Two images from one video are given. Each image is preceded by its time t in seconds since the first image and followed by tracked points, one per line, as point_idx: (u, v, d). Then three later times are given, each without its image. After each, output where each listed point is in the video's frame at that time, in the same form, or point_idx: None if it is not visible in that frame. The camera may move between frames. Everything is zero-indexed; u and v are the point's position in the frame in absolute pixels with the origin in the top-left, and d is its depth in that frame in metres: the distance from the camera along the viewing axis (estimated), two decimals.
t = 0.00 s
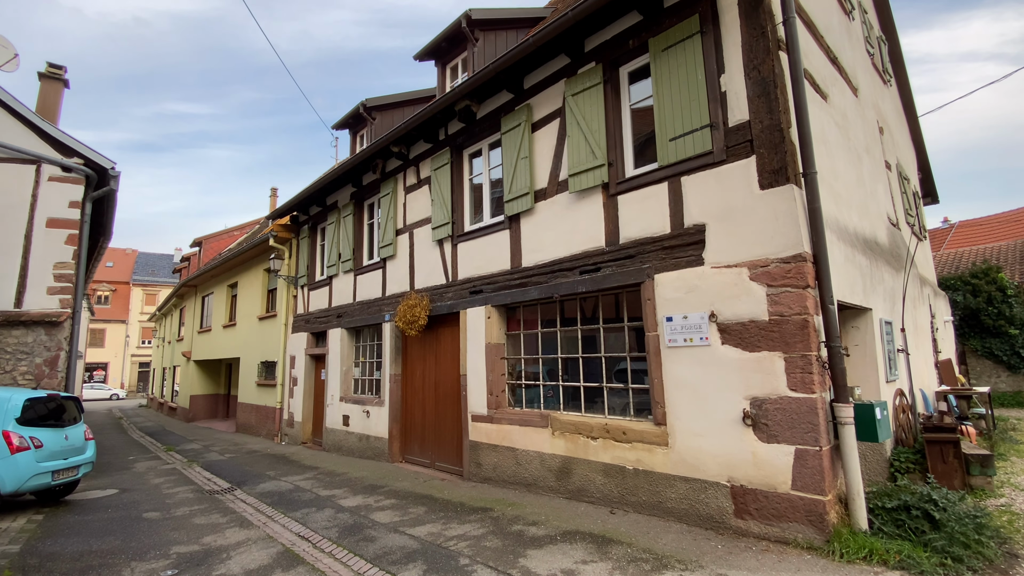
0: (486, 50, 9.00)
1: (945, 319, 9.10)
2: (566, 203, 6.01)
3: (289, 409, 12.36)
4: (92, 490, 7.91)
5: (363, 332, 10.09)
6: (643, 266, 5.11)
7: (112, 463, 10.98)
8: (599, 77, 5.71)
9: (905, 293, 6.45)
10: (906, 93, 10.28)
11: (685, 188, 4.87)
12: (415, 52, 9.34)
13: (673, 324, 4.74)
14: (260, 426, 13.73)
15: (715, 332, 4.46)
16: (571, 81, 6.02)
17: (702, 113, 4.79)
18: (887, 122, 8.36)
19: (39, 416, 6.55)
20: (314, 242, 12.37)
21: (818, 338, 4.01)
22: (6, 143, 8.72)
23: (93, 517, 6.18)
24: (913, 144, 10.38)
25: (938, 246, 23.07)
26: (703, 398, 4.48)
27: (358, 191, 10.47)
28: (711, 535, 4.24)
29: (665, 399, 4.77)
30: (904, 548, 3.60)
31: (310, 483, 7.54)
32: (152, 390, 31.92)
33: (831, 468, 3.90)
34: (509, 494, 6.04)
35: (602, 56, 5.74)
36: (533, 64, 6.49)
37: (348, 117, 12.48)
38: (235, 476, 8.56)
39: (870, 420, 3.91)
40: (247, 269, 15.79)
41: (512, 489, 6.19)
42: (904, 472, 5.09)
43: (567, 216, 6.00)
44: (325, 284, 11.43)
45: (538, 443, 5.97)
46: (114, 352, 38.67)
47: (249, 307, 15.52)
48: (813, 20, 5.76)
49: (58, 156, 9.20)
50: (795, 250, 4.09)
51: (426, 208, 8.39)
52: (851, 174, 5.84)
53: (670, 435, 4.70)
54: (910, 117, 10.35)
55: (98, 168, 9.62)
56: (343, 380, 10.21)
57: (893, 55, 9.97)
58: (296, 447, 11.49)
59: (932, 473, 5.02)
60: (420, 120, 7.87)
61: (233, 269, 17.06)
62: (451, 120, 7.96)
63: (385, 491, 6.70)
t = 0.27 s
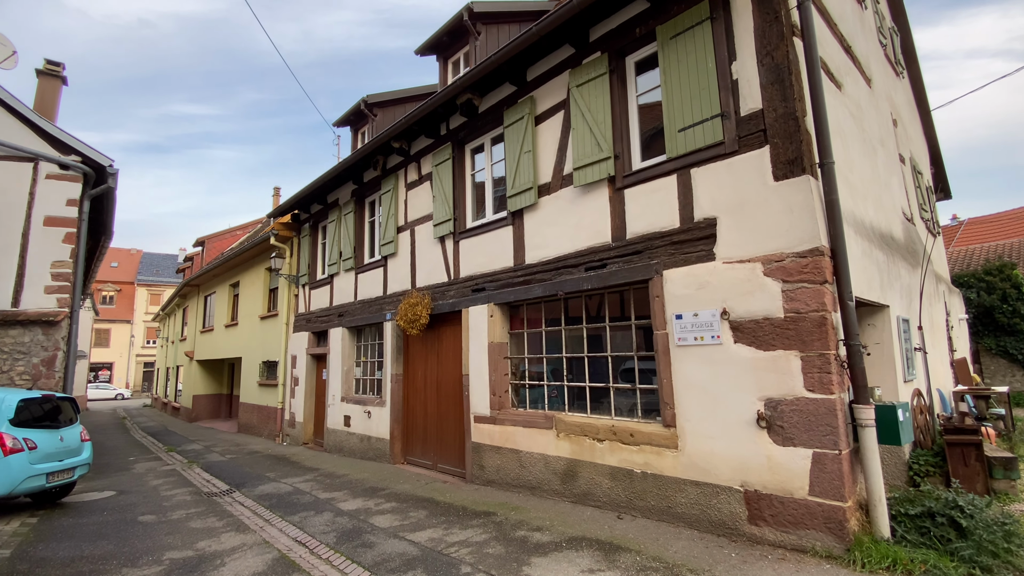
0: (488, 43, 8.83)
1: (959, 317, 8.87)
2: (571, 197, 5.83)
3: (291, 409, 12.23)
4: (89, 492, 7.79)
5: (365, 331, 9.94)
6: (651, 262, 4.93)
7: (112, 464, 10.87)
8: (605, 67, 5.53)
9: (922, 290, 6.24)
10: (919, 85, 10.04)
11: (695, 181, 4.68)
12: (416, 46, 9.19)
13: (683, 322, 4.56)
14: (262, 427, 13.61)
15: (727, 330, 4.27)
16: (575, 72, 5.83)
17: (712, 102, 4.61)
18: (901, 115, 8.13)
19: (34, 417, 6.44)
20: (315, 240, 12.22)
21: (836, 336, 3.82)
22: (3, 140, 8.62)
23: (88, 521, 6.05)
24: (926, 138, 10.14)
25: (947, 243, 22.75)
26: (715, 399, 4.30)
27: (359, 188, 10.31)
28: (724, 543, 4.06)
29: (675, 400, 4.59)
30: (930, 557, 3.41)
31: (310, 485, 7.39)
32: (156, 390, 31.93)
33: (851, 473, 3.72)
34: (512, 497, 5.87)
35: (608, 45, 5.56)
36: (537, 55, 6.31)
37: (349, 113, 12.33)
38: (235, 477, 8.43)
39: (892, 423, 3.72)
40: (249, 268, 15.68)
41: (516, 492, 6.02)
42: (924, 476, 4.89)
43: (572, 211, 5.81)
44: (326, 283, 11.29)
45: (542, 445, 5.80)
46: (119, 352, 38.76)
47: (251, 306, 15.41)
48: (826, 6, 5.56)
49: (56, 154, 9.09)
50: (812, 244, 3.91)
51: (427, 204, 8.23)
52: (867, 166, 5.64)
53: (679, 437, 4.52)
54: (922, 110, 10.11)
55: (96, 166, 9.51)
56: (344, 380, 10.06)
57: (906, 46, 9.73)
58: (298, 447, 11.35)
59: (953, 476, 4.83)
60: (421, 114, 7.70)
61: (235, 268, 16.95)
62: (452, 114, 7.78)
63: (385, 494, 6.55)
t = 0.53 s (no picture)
0: (487, 36, 8.66)
1: (971, 314, 8.65)
2: (571, 191, 5.65)
3: (289, 409, 12.09)
4: (81, 494, 7.66)
5: (363, 330, 9.78)
6: (654, 256, 4.75)
7: (108, 465, 10.75)
8: (605, 56, 5.35)
9: (934, 286, 6.04)
10: (928, 78, 9.82)
11: (699, 171, 4.50)
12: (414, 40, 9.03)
13: (687, 318, 4.38)
14: (261, 427, 13.48)
15: (734, 327, 4.09)
16: (575, 61, 5.65)
17: (717, 89, 4.42)
18: (910, 107, 7.92)
19: (24, 418, 6.33)
20: (314, 238, 12.07)
21: (848, 333, 3.64)
22: None
23: (77, 524, 5.92)
24: (936, 131, 9.91)
25: (955, 240, 22.44)
26: (720, 399, 4.11)
27: (357, 185, 10.15)
28: (731, 550, 3.88)
29: (679, 400, 4.40)
30: (950, 566, 3.21)
31: (306, 487, 7.25)
32: (159, 390, 31.92)
33: (865, 476, 3.53)
34: (511, 500, 5.70)
35: (608, 33, 5.38)
36: (535, 45, 6.13)
37: (348, 110, 12.18)
38: (230, 479, 8.29)
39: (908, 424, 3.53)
40: (248, 267, 15.56)
41: (515, 495, 5.85)
42: (939, 479, 4.69)
43: (572, 205, 5.63)
44: (324, 281, 11.14)
45: (542, 446, 5.62)
46: (122, 352, 38.81)
47: (250, 305, 15.28)
48: None
49: (49, 151, 8.96)
50: (822, 236, 3.72)
51: (425, 200, 8.06)
52: (877, 157, 5.44)
53: (683, 439, 4.34)
54: (932, 103, 9.88)
55: (90, 163, 9.39)
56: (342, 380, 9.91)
57: (915, 37, 9.50)
58: (296, 448, 11.20)
59: (970, 479, 4.63)
60: (418, 108, 7.53)
61: (235, 267, 16.83)
62: (450, 108, 7.61)
63: (381, 496, 6.38)
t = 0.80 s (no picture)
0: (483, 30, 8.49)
1: (980, 313, 8.44)
2: (567, 186, 5.47)
3: (285, 410, 11.94)
4: (70, 497, 7.53)
5: (358, 330, 9.62)
6: (652, 253, 4.57)
7: (102, 467, 10.62)
8: (602, 46, 5.17)
9: (944, 283, 5.84)
10: (936, 71, 9.59)
11: (699, 164, 4.32)
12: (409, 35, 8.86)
13: (687, 318, 4.19)
14: (258, 428, 13.34)
15: (736, 326, 3.90)
16: (571, 52, 5.47)
17: (718, 78, 4.23)
18: (918, 100, 7.72)
19: (10, 421, 6.27)
20: (310, 237, 11.91)
21: (856, 333, 3.45)
22: None
23: (61, 529, 5.78)
24: (943, 126, 9.69)
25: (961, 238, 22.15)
26: (721, 402, 3.93)
27: (352, 182, 9.99)
28: (732, 560, 3.69)
29: (678, 403, 4.22)
30: None
31: (298, 490, 7.09)
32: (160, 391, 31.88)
33: (874, 484, 3.34)
34: (505, 506, 5.53)
35: (605, 22, 5.20)
36: (530, 36, 5.95)
37: (344, 107, 12.03)
38: (222, 482, 8.14)
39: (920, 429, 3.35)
40: (245, 267, 15.42)
41: (510, 500, 5.67)
42: (950, 485, 4.50)
43: (568, 200, 5.46)
44: (320, 281, 10.99)
45: (537, 450, 5.45)
46: (124, 352, 38.83)
47: (247, 305, 15.14)
48: None
49: (39, 149, 8.82)
50: (828, 230, 3.53)
51: (420, 197, 7.89)
52: (885, 150, 5.25)
53: (683, 444, 4.15)
54: (939, 97, 9.66)
55: (81, 161, 9.25)
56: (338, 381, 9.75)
57: (922, 29, 9.27)
58: (292, 450, 11.05)
59: (983, 485, 4.44)
60: (411, 103, 7.35)
61: (232, 267, 16.71)
62: (444, 102, 7.44)
63: (373, 501, 6.22)
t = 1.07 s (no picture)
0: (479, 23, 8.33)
1: (989, 310, 8.25)
2: (562, 180, 5.31)
3: (282, 410, 11.81)
4: (60, 500, 7.42)
5: (353, 329, 9.47)
6: (649, 249, 4.40)
7: (96, 468, 10.52)
8: (598, 35, 5.01)
9: (952, 280, 5.66)
10: (942, 64, 9.39)
11: (698, 155, 4.15)
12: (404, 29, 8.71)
13: (686, 315, 4.03)
14: (255, 429, 13.22)
15: (736, 324, 3.73)
16: (566, 42, 5.31)
17: (717, 66, 4.07)
18: (924, 92, 7.53)
19: None
20: (306, 235, 11.77)
21: (863, 331, 3.28)
22: None
23: (45, 533, 5.66)
24: (950, 120, 9.48)
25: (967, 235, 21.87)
26: (722, 403, 3.76)
27: (348, 179, 9.85)
28: (733, 570, 3.53)
29: (676, 404, 4.06)
30: None
31: (290, 493, 6.96)
32: (162, 391, 31.86)
33: (882, 490, 3.18)
34: (499, 510, 5.37)
35: (601, 11, 5.04)
36: (525, 27, 5.80)
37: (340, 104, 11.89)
38: (214, 484, 8.01)
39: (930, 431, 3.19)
40: (243, 266, 15.30)
41: (504, 504, 5.52)
42: (960, 488, 4.33)
43: (563, 195, 5.30)
44: (316, 279, 10.85)
45: (532, 452, 5.29)
46: (126, 352, 38.86)
47: (245, 305, 15.02)
48: None
49: (30, 146, 8.70)
50: (833, 223, 3.37)
51: (414, 194, 7.74)
52: (891, 142, 5.08)
53: (682, 447, 3.99)
54: (946, 90, 9.46)
55: (72, 158, 9.13)
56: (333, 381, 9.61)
57: (928, 21, 9.07)
58: (288, 451, 10.92)
59: (995, 489, 4.26)
60: (405, 97, 7.20)
61: (230, 266, 16.59)
62: (439, 97, 7.28)
63: (365, 504, 6.07)
